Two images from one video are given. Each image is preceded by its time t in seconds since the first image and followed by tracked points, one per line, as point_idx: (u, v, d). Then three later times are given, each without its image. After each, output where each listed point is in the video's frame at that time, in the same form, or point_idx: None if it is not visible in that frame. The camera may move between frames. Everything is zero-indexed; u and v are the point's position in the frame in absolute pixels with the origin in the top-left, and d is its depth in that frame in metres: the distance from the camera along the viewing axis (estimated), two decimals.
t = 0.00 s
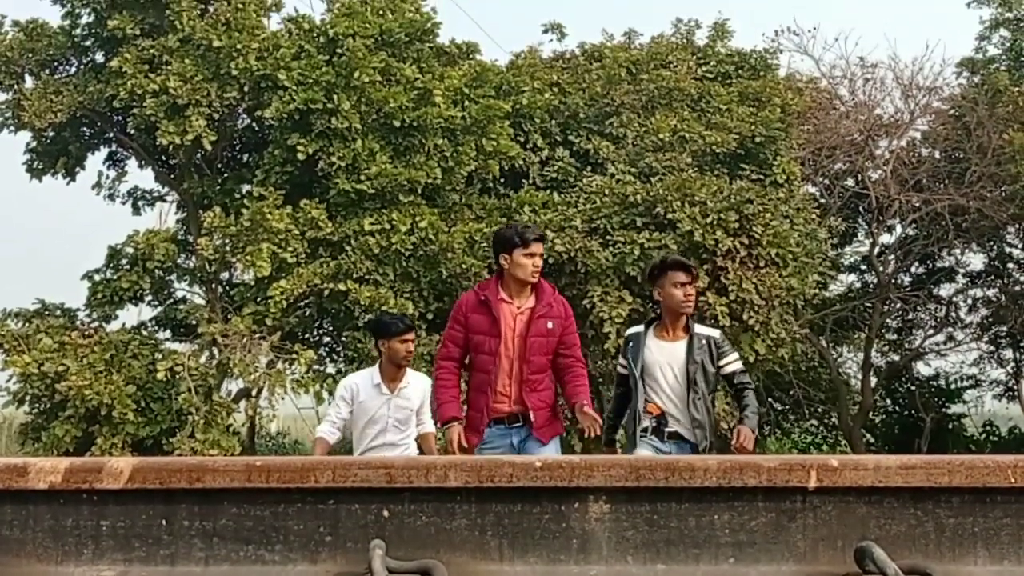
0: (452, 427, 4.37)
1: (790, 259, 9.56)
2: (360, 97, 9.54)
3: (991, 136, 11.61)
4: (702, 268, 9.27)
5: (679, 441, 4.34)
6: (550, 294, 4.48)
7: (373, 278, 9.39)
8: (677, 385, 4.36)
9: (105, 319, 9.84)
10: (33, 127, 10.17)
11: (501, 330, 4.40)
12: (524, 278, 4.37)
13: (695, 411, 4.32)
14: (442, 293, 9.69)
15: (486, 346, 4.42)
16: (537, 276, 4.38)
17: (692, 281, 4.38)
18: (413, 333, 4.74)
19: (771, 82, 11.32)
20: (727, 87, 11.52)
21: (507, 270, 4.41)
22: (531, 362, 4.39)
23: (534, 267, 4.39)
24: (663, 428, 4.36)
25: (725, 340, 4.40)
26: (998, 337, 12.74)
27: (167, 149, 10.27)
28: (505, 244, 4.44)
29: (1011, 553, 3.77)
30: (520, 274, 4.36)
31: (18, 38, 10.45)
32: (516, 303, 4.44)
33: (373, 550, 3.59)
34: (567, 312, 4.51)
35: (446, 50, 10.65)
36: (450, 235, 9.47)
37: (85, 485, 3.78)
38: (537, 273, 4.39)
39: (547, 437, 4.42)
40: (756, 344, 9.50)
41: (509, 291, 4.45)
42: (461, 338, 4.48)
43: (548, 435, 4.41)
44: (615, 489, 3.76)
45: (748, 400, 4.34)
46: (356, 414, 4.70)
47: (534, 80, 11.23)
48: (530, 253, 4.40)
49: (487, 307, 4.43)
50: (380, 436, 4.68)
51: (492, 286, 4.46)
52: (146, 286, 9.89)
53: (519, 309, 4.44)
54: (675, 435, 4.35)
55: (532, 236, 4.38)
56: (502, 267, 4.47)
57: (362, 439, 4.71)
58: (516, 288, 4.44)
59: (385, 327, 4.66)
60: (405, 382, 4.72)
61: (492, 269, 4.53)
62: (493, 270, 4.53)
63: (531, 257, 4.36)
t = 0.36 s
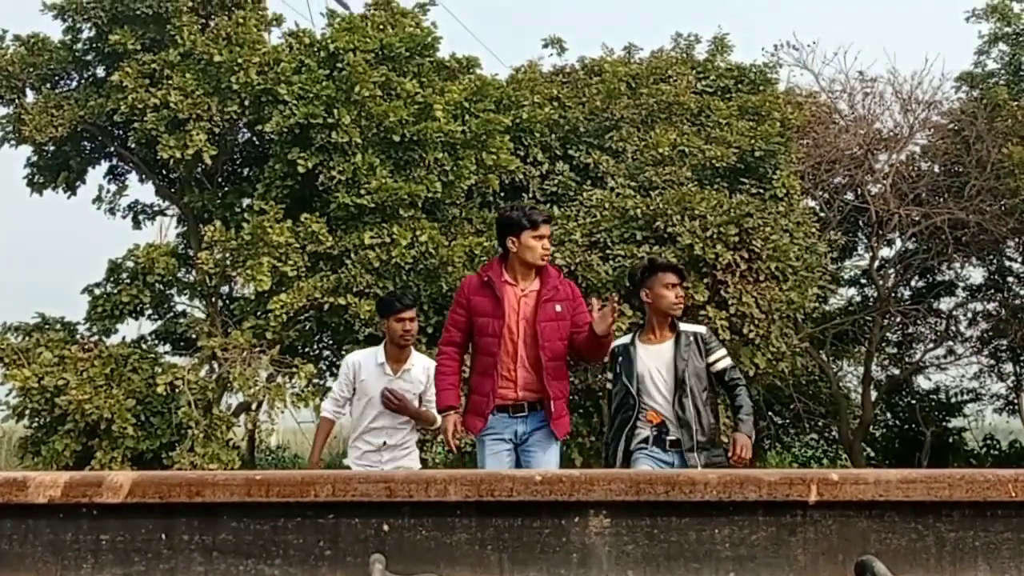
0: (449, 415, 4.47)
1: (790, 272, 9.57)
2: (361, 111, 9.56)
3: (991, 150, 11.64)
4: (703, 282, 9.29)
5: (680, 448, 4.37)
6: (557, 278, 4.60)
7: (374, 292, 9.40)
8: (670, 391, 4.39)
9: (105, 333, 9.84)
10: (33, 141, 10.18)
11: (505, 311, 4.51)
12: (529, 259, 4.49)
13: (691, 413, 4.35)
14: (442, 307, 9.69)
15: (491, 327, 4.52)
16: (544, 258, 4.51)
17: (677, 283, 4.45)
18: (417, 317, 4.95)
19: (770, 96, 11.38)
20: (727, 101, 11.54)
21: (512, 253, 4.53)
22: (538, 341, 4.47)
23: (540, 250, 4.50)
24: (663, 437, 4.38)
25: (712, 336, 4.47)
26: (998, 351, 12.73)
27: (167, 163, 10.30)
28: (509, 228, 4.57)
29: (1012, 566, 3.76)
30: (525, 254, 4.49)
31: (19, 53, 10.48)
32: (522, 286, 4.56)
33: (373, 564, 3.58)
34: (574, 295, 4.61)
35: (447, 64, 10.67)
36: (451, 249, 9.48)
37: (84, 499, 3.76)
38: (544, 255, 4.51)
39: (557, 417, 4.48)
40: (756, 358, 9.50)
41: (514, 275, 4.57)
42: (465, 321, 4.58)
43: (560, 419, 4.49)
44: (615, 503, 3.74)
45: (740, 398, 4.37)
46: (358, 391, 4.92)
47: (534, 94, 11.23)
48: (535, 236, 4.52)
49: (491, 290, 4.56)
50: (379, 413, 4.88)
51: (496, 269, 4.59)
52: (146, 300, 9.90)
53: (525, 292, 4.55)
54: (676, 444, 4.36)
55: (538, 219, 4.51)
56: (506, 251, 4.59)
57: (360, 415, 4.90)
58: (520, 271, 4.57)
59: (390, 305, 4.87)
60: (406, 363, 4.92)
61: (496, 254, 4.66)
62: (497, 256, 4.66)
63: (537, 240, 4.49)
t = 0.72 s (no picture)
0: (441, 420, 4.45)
1: (790, 285, 9.57)
2: (361, 124, 9.57)
3: (991, 163, 11.67)
4: (703, 294, 9.30)
5: (676, 440, 4.33)
6: (553, 271, 4.48)
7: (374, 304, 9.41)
8: (669, 379, 4.36)
9: (105, 345, 9.84)
10: (34, 154, 10.19)
11: (498, 309, 4.42)
12: (520, 255, 4.41)
13: (690, 399, 4.32)
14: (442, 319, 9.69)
15: (484, 327, 4.44)
16: (535, 253, 4.41)
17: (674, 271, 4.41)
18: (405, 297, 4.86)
19: (770, 108, 11.40)
20: (727, 114, 11.56)
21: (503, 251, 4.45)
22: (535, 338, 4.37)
23: (529, 245, 4.41)
24: (658, 430, 4.35)
25: (705, 328, 4.46)
26: (999, 363, 12.73)
27: (167, 175, 10.31)
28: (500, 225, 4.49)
29: None
30: (516, 251, 4.41)
31: (20, 66, 10.49)
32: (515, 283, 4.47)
33: None
34: (574, 286, 4.47)
35: (448, 77, 10.68)
36: (451, 261, 9.49)
37: (84, 512, 3.75)
38: (535, 250, 4.42)
39: (564, 414, 4.35)
40: (756, 370, 9.50)
41: (507, 272, 4.48)
42: (460, 322, 4.52)
43: (567, 416, 4.35)
44: (616, 516, 3.73)
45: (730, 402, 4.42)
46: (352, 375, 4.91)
47: (534, 107, 11.22)
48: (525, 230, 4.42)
49: (483, 288, 4.47)
50: (372, 397, 4.82)
51: (489, 268, 4.50)
52: (146, 312, 9.90)
53: (520, 289, 4.46)
54: (672, 435, 4.32)
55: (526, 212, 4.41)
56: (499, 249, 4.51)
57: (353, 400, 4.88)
58: (513, 268, 4.48)
59: (372, 286, 4.80)
60: (398, 344, 4.86)
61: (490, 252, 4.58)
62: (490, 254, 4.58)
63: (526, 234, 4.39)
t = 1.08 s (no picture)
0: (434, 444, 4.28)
1: (790, 295, 9.57)
2: (362, 134, 9.58)
3: (991, 173, 11.70)
4: (703, 304, 9.30)
5: (675, 440, 4.23)
6: (543, 279, 4.31)
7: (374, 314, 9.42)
8: (675, 377, 4.26)
9: (105, 356, 9.84)
10: (35, 164, 10.20)
11: (489, 325, 4.24)
12: (507, 268, 4.23)
13: (696, 402, 4.23)
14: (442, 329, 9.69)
15: (473, 344, 4.26)
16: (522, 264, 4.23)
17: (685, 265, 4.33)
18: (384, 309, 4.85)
19: (770, 119, 11.42)
20: (727, 125, 11.59)
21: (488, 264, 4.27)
22: (530, 352, 4.20)
23: (515, 256, 4.23)
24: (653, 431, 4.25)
25: (712, 333, 4.37)
26: (999, 374, 12.73)
27: (168, 186, 10.33)
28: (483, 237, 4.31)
29: None
30: (502, 264, 4.23)
31: (21, 76, 10.51)
32: (504, 296, 4.29)
33: None
34: (565, 294, 4.31)
35: (448, 88, 10.70)
36: (452, 271, 9.50)
37: (84, 522, 3.75)
38: (520, 262, 4.24)
39: (567, 428, 4.19)
40: (756, 380, 9.49)
41: (494, 285, 4.30)
42: (450, 341, 4.35)
43: (571, 430, 4.18)
44: (616, 527, 3.71)
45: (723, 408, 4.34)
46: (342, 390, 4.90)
47: (534, 117, 11.22)
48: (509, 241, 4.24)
49: (470, 304, 4.29)
50: (364, 412, 4.82)
51: (475, 282, 4.32)
52: (147, 322, 9.90)
53: (509, 302, 4.28)
54: (669, 435, 4.23)
55: (510, 221, 4.24)
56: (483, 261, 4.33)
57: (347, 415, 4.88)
58: (501, 280, 4.30)
59: (350, 299, 4.79)
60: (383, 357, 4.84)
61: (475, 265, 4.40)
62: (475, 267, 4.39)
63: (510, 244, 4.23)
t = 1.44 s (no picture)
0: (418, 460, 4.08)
1: (790, 306, 9.56)
2: (362, 145, 9.60)
3: (990, 184, 11.73)
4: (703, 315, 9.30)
5: (680, 461, 4.10)
6: (522, 279, 4.07)
7: (375, 325, 9.43)
8: (691, 394, 4.13)
9: (105, 367, 9.84)
10: (35, 175, 10.23)
11: (468, 330, 4.01)
12: (482, 270, 4.00)
13: (710, 427, 4.11)
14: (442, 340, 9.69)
15: (453, 352, 4.03)
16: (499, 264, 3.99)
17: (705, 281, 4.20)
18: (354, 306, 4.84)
19: (770, 130, 11.44)
20: (727, 136, 11.62)
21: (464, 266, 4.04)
22: (509, 356, 3.97)
23: (490, 256, 4.00)
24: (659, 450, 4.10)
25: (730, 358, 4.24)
26: (999, 385, 12.72)
27: (168, 197, 10.35)
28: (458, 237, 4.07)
29: None
30: (477, 266, 4.00)
31: (22, 87, 10.53)
32: (483, 299, 4.05)
33: None
34: (547, 294, 4.07)
35: (448, 99, 10.73)
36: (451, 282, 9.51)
37: (83, 534, 3.74)
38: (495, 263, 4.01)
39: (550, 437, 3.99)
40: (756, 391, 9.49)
41: (472, 288, 4.07)
42: (428, 348, 4.12)
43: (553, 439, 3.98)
44: (617, 538, 3.70)
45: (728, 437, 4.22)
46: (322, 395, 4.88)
47: (534, 128, 11.24)
48: (484, 240, 4.00)
49: (448, 310, 4.07)
50: (349, 412, 4.81)
51: (452, 286, 4.09)
52: (147, 333, 9.90)
53: (488, 305, 4.05)
54: (675, 455, 4.10)
55: (483, 218, 3.99)
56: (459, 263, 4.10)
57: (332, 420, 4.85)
58: (479, 282, 4.06)
59: (317, 301, 4.76)
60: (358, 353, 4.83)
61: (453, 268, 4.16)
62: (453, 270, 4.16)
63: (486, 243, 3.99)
